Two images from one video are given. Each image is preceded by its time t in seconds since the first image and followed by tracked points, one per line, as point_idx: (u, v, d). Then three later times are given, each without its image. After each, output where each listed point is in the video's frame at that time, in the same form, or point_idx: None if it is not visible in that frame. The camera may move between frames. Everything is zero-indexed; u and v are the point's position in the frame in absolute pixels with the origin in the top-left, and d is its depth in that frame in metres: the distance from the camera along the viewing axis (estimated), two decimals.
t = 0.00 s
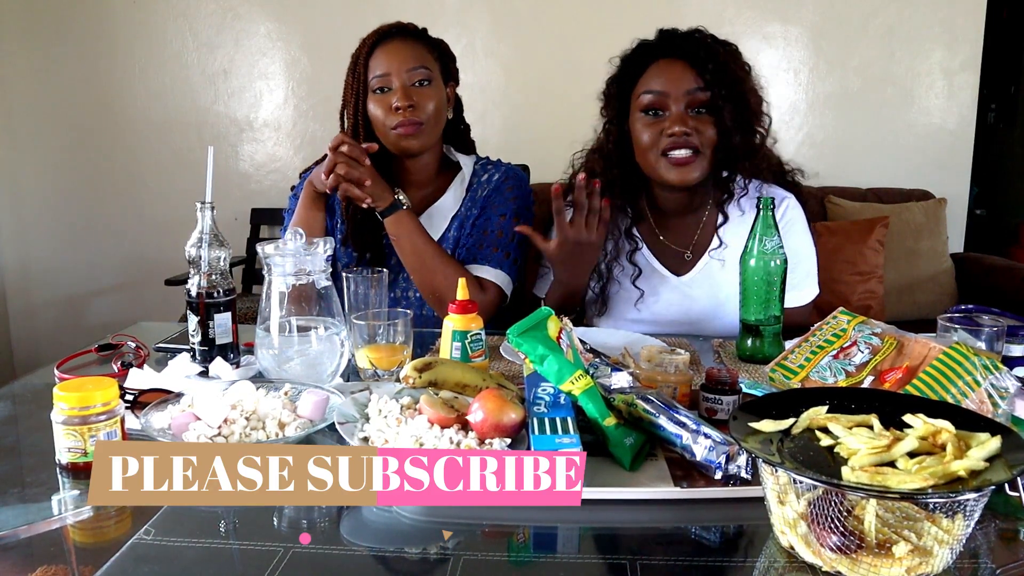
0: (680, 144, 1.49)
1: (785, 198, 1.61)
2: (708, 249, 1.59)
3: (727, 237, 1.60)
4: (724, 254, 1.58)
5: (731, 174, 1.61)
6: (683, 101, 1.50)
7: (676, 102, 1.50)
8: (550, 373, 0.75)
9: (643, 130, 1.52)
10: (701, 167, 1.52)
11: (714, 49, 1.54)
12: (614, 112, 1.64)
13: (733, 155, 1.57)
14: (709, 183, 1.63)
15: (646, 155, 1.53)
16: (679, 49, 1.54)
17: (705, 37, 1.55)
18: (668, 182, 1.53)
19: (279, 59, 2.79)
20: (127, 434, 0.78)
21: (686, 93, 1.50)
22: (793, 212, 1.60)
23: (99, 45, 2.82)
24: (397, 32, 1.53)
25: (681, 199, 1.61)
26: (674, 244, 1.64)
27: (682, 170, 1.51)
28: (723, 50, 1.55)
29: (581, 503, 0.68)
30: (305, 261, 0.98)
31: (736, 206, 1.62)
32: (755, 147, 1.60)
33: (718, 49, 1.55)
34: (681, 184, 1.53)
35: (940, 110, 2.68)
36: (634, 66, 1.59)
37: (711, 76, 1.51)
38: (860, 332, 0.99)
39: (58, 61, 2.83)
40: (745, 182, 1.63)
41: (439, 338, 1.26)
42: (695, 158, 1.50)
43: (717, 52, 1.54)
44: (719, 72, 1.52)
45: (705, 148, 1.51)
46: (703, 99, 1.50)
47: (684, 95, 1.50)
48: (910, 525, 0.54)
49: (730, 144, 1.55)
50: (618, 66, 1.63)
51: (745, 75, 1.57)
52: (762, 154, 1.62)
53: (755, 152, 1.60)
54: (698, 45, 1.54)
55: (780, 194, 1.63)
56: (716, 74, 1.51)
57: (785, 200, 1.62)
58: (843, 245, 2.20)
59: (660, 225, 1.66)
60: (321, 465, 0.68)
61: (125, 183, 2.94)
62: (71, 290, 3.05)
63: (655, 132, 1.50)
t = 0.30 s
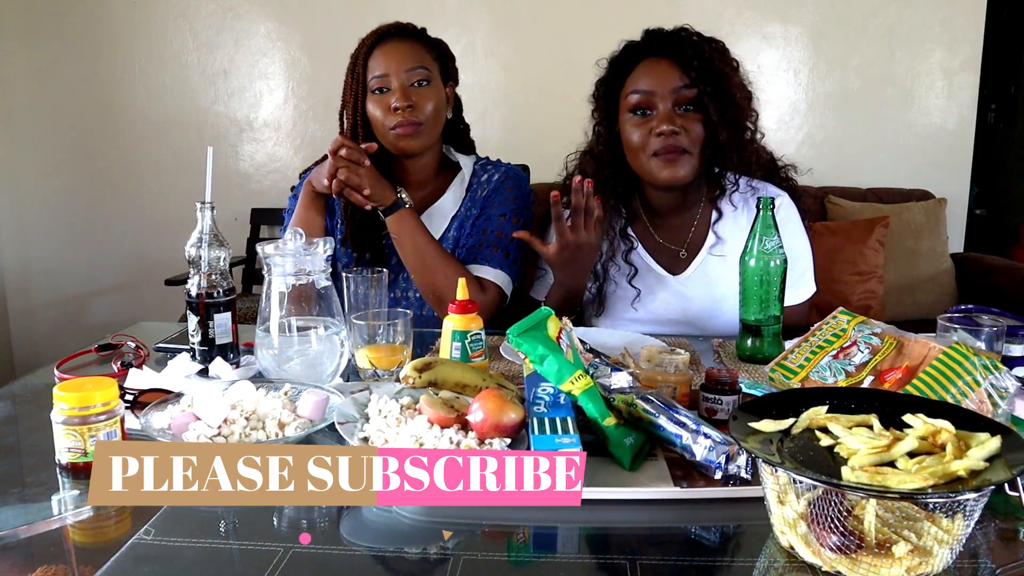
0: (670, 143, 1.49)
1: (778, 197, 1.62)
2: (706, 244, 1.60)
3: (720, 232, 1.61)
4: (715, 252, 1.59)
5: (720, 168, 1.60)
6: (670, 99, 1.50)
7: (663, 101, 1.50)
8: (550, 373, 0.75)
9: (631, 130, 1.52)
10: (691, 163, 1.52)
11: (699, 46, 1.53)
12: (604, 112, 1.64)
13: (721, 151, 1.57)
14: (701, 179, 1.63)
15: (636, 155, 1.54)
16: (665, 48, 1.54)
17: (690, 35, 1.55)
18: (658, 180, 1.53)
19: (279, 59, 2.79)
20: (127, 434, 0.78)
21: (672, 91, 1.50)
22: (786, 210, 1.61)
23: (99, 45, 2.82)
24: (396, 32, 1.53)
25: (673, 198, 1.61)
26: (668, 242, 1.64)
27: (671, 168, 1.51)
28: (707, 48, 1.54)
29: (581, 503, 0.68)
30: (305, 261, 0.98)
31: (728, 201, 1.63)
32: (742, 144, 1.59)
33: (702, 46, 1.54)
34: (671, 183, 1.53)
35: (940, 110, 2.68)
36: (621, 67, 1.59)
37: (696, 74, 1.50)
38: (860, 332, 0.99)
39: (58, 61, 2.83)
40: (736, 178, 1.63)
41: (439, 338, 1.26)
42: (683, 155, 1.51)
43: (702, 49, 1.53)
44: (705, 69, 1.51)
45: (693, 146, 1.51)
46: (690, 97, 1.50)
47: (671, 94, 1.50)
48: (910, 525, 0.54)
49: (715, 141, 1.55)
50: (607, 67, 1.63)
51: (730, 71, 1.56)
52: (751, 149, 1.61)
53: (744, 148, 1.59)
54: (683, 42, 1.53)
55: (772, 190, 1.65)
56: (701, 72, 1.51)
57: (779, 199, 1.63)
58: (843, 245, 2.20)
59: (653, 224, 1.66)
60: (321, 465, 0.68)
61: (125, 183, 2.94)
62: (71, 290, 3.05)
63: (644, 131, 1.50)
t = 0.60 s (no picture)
0: (669, 142, 1.49)
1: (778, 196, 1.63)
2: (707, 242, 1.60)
3: (721, 230, 1.61)
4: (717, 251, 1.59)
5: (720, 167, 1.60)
6: (669, 99, 1.50)
7: (662, 101, 1.50)
8: (550, 373, 0.75)
9: (631, 129, 1.53)
10: (690, 164, 1.52)
11: (699, 45, 1.53)
12: (605, 111, 1.64)
13: (721, 150, 1.57)
14: (701, 177, 1.63)
15: (636, 154, 1.54)
16: (664, 47, 1.53)
17: (690, 34, 1.55)
18: (657, 182, 1.55)
19: (278, 59, 2.79)
20: (127, 433, 0.78)
21: (671, 91, 1.50)
22: (787, 209, 1.61)
23: (99, 45, 2.82)
24: (396, 32, 1.53)
25: (673, 196, 1.62)
26: (669, 241, 1.64)
27: (671, 170, 1.52)
28: (706, 47, 1.54)
29: (581, 503, 0.68)
30: (305, 261, 0.98)
31: (729, 200, 1.62)
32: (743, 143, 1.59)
33: (702, 44, 1.54)
34: (670, 185, 1.54)
35: (940, 110, 2.68)
36: (621, 65, 1.59)
37: (695, 74, 1.50)
38: (860, 332, 0.99)
39: (58, 61, 2.83)
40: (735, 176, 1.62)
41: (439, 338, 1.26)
42: (683, 156, 1.51)
43: (702, 49, 1.53)
44: (703, 68, 1.51)
45: (692, 145, 1.51)
46: (689, 96, 1.50)
47: (670, 93, 1.50)
48: (909, 525, 0.54)
49: (715, 140, 1.54)
50: (608, 63, 1.62)
51: (729, 69, 1.56)
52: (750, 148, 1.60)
53: (744, 146, 1.59)
54: (684, 42, 1.53)
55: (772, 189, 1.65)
56: (700, 71, 1.50)
57: (780, 198, 1.63)
58: (843, 245, 2.20)
59: (653, 222, 1.67)
60: (321, 465, 0.68)
61: (125, 183, 2.94)
62: (71, 290, 3.06)
63: (643, 131, 1.51)
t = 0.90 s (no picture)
0: (667, 127, 1.49)
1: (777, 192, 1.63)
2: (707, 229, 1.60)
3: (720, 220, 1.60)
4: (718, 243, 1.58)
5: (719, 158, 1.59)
6: (667, 87, 1.50)
7: (661, 88, 1.50)
8: (550, 373, 0.75)
9: (630, 118, 1.53)
10: (687, 148, 1.51)
11: (698, 38, 1.54)
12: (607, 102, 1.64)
13: (718, 135, 1.55)
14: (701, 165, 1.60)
15: (635, 141, 1.53)
16: (664, 38, 1.54)
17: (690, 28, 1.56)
18: (655, 164, 1.53)
19: (278, 59, 2.79)
20: (127, 433, 0.78)
21: (670, 77, 1.50)
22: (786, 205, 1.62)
23: (99, 44, 2.82)
24: (398, 32, 1.53)
25: (672, 184, 1.61)
26: (669, 231, 1.64)
27: (669, 152, 1.51)
28: (705, 40, 1.55)
29: (581, 503, 0.68)
30: (305, 261, 0.98)
31: (727, 187, 1.63)
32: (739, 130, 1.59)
33: (699, 36, 1.55)
34: (667, 167, 1.53)
35: (940, 110, 2.68)
36: (623, 59, 1.59)
37: (693, 61, 1.51)
38: (859, 332, 0.99)
39: (58, 61, 2.83)
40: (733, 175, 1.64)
41: (439, 338, 1.26)
42: (681, 140, 1.50)
43: (701, 41, 1.54)
44: (701, 56, 1.52)
45: (690, 129, 1.50)
46: (687, 84, 1.50)
47: (669, 81, 1.50)
48: (910, 525, 0.54)
49: (713, 124, 1.54)
50: (611, 59, 1.63)
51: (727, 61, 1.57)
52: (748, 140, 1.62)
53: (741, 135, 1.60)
54: (683, 33, 1.54)
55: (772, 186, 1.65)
56: (698, 59, 1.51)
57: (779, 195, 1.64)
58: (844, 245, 2.20)
59: (653, 212, 1.66)
60: (321, 465, 0.68)
61: (125, 183, 2.94)
62: (71, 290, 3.06)
63: (642, 118, 1.50)
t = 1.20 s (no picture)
0: (666, 126, 1.49)
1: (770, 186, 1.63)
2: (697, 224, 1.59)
3: (711, 214, 1.59)
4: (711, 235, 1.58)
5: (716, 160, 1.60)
6: (672, 84, 1.50)
7: (666, 85, 1.50)
8: (550, 373, 0.75)
9: (632, 111, 1.52)
10: (684, 149, 1.52)
11: (706, 39, 1.55)
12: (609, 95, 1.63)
13: (718, 140, 1.57)
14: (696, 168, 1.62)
15: (635, 136, 1.54)
16: (673, 37, 1.54)
17: (699, 27, 1.56)
18: (652, 162, 1.54)
19: (278, 59, 2.79)
20: (127, 434, 0.79)
21: (676, 77, 1.50)
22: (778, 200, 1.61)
23: (98, 44, 2.82)
24: (401, 33, 1.53)
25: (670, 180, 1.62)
26: (660, 222, 1.64)
27: (666, 152, 1.51)
28: (713, 41, 1.55)
29: (581, 503, 0.68)
30: (305, 261, 0.98)
31: (719, 187, 1.62)
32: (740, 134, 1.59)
33: (706, 36, 1.55)
34: (665, 166, 1.54)
35: (940, 110, 2.68)
36: (631, 51, 1.59)
37: (700, 62, 1.51)
38: (859, 332, 0.99)
39: (58, 61, 2.83)
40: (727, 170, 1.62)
41: (438, 338, 1.26)
42: (678, 140, 1.51)
43: (709, 42, 1.54)
44: (709, 58, 1.52)
45: (689, 130, 1.51)
46: (692, 84, 1.50)
47: (674, 79, 1.50)
48: (910, 525, 0.54)
49: (714, 128, 1.54)
50: (619, 47, 1.63)
51: (732, 63, 1.57)
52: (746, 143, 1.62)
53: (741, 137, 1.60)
54: (692, 33, 1.54)
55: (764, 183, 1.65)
56: (705, 61, 1.52)
57: (770, 190, 1.63)
58: (844, 245, 2.20)
59: (647, 205, 1.66)
60: (321, 465, 0.68)
61: (125, 183, 2.94)
62: (72, 290, 3.06)
63: (643, 113, 1.50)
